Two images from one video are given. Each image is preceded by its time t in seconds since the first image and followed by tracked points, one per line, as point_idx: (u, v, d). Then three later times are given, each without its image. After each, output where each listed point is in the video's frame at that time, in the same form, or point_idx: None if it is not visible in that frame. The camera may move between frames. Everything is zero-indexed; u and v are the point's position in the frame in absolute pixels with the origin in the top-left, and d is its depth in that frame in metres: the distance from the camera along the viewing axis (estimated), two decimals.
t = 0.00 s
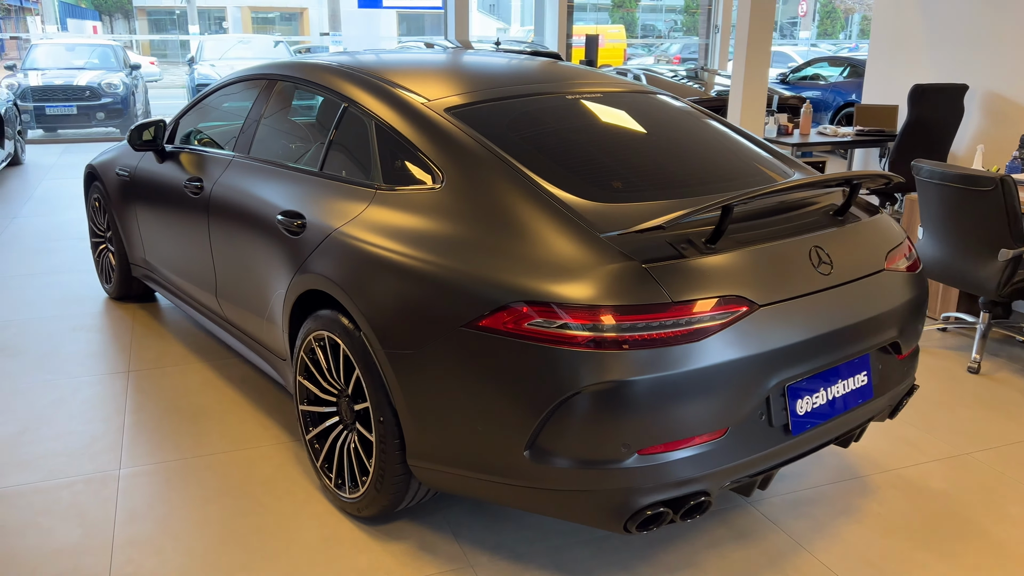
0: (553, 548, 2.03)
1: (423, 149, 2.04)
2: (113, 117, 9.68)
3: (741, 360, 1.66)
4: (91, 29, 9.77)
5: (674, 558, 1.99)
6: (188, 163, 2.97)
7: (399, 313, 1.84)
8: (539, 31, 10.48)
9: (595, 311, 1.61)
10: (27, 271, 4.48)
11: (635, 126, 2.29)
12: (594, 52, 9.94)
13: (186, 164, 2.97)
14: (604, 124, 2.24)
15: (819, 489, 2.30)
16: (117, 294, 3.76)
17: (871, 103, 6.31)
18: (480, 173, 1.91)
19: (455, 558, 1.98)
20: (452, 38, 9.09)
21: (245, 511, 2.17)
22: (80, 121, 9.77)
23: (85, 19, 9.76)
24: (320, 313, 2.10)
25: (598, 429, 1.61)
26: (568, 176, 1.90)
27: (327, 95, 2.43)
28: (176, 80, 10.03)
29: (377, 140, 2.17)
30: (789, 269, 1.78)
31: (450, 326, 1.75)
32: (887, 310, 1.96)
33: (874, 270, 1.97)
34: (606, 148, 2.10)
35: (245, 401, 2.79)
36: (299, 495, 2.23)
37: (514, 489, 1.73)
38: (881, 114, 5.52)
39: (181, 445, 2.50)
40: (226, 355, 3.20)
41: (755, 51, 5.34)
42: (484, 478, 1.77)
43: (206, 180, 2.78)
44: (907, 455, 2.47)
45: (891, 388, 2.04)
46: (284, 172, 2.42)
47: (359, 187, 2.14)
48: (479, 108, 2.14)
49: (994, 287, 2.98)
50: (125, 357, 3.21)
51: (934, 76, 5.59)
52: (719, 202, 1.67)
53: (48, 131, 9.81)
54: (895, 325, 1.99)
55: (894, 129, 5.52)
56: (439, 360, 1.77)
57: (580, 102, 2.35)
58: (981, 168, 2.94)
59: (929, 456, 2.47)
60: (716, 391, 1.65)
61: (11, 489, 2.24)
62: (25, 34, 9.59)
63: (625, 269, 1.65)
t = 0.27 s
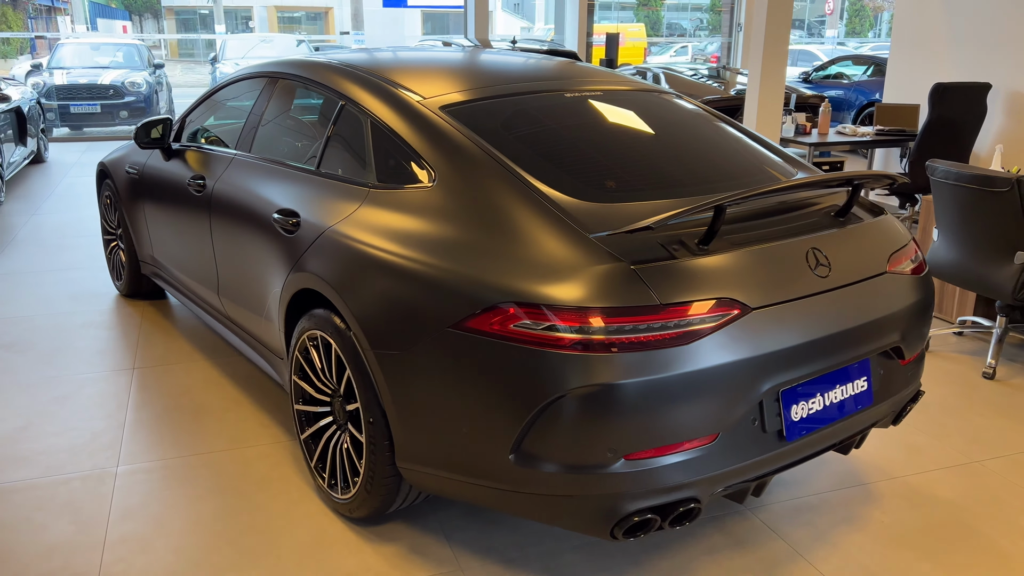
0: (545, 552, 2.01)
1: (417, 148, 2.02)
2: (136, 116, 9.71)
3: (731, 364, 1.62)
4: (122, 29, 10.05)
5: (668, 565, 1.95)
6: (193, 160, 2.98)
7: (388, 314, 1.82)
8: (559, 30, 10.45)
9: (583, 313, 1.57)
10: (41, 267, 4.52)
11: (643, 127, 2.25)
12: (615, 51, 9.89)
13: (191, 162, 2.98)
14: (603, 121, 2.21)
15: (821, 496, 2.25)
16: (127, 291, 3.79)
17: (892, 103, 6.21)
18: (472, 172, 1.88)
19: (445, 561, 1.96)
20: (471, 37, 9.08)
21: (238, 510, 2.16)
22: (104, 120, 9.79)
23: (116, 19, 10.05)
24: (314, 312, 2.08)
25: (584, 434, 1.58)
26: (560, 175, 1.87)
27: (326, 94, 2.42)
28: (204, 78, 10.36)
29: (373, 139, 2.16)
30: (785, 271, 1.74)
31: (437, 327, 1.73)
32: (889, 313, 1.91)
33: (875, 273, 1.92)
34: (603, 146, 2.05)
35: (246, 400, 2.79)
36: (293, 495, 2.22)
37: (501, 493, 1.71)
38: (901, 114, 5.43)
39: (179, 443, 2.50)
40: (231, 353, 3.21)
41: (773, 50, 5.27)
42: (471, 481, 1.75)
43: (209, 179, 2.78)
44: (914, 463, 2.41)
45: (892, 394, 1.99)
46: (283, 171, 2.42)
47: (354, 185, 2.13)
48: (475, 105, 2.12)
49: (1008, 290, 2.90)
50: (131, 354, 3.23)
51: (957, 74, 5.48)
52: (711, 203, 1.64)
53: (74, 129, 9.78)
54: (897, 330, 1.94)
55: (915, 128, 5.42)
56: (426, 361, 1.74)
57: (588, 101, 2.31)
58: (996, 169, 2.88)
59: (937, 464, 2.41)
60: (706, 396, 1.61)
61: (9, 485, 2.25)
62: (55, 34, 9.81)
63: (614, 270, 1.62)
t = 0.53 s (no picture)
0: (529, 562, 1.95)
1: (400, 146, 1.97)
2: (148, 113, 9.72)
3: (716, 371, 1.55)
4: (140, 27, 9.90)
5: None
6: (186, 158, 2.95)
7: (366, 316, 1.77)
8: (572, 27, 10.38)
9: (563, 318, 1.52)
10: (45, 264, 4.52)
11: (645, 127, 2.17)
12: (627, 48, 9.82)
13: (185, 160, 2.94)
14: (593, 117, 2.14)
15: (819, 506, 2.18)
16: (126, 289, 3.77)
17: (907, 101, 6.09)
18: (453, 171, 1.83)
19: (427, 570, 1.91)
20: (482, 35, 9.04)
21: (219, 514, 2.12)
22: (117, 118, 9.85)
23: (134, 17, 9.91)
24: (296, 314, 2.04)
25: (562, 442, 1.52)
26: (545, 174, 1.81)
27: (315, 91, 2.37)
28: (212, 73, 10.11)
29: (358, 136, 2.11)
30: (775, 274, 1.68)
31: (414, 330, 1.68)
32: (886, 318, 1.84)
33: (872, 276, 1.86)
34: (592, 144, 1.98)
35: (237, 401, 2.75)
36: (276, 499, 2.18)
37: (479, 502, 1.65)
38: (915, 112, 5.32)
39: (166, 445, 2.46)
40: (225, 353, 3.17)
41: (783, 46, 5.18)
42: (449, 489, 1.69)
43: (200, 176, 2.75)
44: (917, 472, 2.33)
45: (890, 402, 1.92)
46: (271, 170, 2.38)
47: (337, 184, 2.08)
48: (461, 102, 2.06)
49: (1018, 294, 2.82)
50: (125, 354, 3.20)
51: (973, 71, 5.36)
52: (696, 204, 1.57)
53: (87, 126, 9.93)
54: (895, 335, 1.87)
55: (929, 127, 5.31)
56: (403, 365, 1.69)
57: (587, 100, 2.23)
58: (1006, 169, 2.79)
59: (940, 473, 2.34)
60: (690, 404, 1.55)
61: None
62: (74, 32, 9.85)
63: (596, 273, 1.56)
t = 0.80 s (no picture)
0: None
1: (371, 147, 1.91)
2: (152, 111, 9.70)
3: (690, 386, 1.48)
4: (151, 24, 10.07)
5: None
6: (167, 159, 2.90)
7: (331, 324, 1.71)
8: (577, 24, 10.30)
9: (530, 329, 1.45)
10: (36, 264, 4.48)
11: (637, 130, 2.09)
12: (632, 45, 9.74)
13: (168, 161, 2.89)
14: (574, 118, 2.07)
15: (806, 521, 2.11)
16: (114, 290, 3.73)
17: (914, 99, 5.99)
18: (423, 174, 1.76)
19: None
20: (486, 32, 8.97)
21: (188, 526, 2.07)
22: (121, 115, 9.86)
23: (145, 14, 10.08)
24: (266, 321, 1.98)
25: (527, 460, 1.46)
26: (517, 178, 1.74)
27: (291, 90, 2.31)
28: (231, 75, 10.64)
29: (329, 137, 2.05)
30: (755, 283, 1.60)
31: (378, 340, 1.61)
32: (874, 329, 1.76)
33: (860, 285, 1.78)
34: (570, 147, 1.90)
35: (216, 407, 2.70)
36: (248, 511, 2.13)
37: (444, 520, 1.59)
38: (921, 111, 5.22)
39: (141, 453, 2.41)
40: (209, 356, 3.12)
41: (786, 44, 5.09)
42: (414, 506, 1.63)
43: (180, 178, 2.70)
44: (910, 485, 2.26)
45: (878, 415, 1.84)
46: (247, 172, 2.32)
47: (308, 187, 2.02)
48: (435, 102, 1.99)
49: (1019, 300, 2.74)
50: (109, 357, 3.16)
51: (980, 69, 5.26)
52: (669, 211, 1.51)
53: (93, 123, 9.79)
54: (884, 347, 1.79)
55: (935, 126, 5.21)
56: (367, 377, 1.63)
57: (578, 102, 2.16)
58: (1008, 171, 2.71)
59: (934, 486, 2.26)
60: (662, 420, 1.48)
61: None
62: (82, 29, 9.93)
63: (565, 283, 1.49)
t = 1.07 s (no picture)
0: None
1: (336, 144, 1.88)
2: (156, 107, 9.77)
3: (650, 390, 1.45)
4: (162, 20, 9.37)
5: None
6: (150, 155, 2.88)
7: (292, 324, 1.69)
8: (581, 20, 10.23)
9: (486, 331, 1.43)
10: (29, 259, 4.49)
11: (624, 130, 2.04)
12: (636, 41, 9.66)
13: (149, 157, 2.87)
14: (549, 113, 2.04)
15: (783, 525, 2.08)
16: (104, 286, 3.72)
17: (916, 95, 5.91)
18: (386, 172, 1.73)
19: None
20: (489, 28, 8.92)
21: (157, 526, 2.06)
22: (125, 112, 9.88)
23: (156, 10, 9.33)
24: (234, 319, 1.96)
25: (482, 463, 1.43)
26: (481, 176, 1.71)
27: (264, 85, 2.28)
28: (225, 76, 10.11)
29: (298, 134, 2.02)
30: (721, 284, 1.57)
31: (336, 341, 1.59)
32: (849, 330, 1.72)
33: (834, 286, 1.74)
34: (539, 144, 1.86)
35: (196, 405, 2.69)
36: (219, 510, 2.11)
37: (403, 525, 1.56)
38: (922, 108, 5.15)
39: (117, 451, 2.41)
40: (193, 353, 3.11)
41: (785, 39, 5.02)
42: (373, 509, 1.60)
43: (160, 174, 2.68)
44: (891, 490, 2.22)
45: (853, 419, 1.81)
46: (221, 169, 2.30)
47: (277, 184, 2.00)
48: (405, 98, 1.96)
49: (1011, 301, 2.69)
50: (94, 353, 3.16)
51: (983, 65, 5.19)
52: (631, 210, 1.47)
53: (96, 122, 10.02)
54: (859, 349, 1.75)
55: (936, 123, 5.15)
56: (326, 379, 1.60)
57: (566, 100, 2.11)
58: (999, 169, 2.65)
59: (915, 490, 2.23)
60: (622, 424, 1.45)
61: None
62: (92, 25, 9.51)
63: (523, 283, 1.47)
